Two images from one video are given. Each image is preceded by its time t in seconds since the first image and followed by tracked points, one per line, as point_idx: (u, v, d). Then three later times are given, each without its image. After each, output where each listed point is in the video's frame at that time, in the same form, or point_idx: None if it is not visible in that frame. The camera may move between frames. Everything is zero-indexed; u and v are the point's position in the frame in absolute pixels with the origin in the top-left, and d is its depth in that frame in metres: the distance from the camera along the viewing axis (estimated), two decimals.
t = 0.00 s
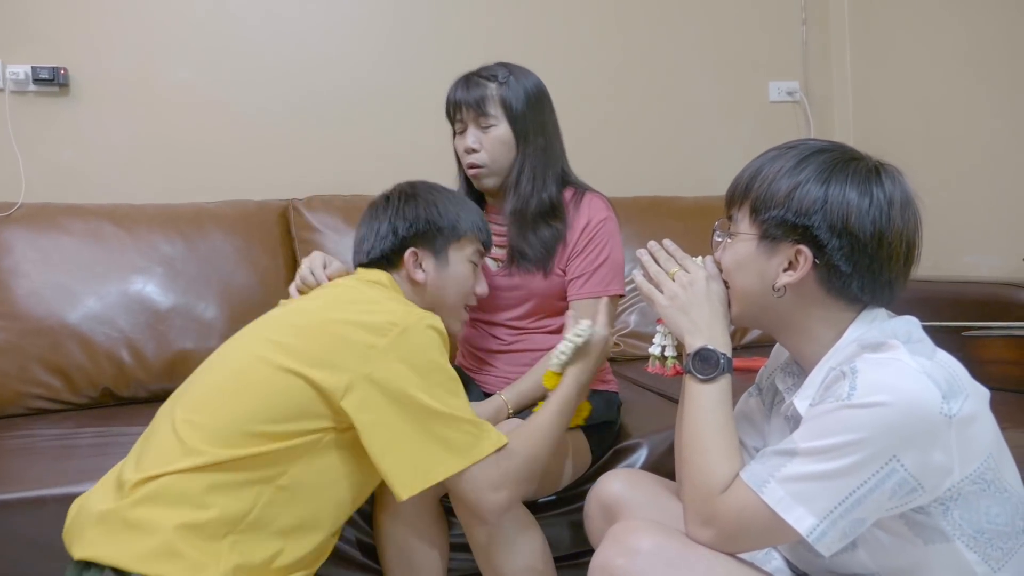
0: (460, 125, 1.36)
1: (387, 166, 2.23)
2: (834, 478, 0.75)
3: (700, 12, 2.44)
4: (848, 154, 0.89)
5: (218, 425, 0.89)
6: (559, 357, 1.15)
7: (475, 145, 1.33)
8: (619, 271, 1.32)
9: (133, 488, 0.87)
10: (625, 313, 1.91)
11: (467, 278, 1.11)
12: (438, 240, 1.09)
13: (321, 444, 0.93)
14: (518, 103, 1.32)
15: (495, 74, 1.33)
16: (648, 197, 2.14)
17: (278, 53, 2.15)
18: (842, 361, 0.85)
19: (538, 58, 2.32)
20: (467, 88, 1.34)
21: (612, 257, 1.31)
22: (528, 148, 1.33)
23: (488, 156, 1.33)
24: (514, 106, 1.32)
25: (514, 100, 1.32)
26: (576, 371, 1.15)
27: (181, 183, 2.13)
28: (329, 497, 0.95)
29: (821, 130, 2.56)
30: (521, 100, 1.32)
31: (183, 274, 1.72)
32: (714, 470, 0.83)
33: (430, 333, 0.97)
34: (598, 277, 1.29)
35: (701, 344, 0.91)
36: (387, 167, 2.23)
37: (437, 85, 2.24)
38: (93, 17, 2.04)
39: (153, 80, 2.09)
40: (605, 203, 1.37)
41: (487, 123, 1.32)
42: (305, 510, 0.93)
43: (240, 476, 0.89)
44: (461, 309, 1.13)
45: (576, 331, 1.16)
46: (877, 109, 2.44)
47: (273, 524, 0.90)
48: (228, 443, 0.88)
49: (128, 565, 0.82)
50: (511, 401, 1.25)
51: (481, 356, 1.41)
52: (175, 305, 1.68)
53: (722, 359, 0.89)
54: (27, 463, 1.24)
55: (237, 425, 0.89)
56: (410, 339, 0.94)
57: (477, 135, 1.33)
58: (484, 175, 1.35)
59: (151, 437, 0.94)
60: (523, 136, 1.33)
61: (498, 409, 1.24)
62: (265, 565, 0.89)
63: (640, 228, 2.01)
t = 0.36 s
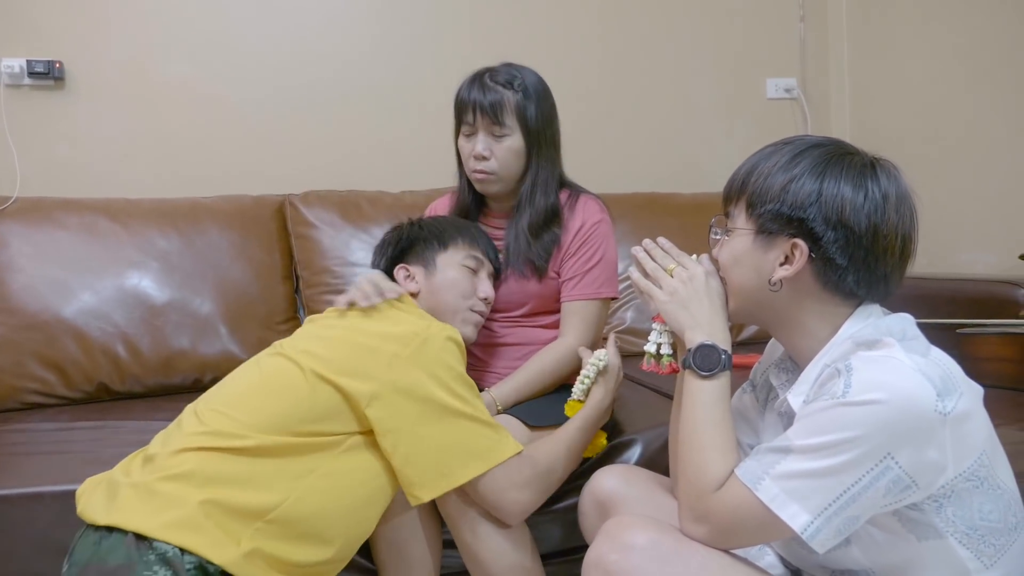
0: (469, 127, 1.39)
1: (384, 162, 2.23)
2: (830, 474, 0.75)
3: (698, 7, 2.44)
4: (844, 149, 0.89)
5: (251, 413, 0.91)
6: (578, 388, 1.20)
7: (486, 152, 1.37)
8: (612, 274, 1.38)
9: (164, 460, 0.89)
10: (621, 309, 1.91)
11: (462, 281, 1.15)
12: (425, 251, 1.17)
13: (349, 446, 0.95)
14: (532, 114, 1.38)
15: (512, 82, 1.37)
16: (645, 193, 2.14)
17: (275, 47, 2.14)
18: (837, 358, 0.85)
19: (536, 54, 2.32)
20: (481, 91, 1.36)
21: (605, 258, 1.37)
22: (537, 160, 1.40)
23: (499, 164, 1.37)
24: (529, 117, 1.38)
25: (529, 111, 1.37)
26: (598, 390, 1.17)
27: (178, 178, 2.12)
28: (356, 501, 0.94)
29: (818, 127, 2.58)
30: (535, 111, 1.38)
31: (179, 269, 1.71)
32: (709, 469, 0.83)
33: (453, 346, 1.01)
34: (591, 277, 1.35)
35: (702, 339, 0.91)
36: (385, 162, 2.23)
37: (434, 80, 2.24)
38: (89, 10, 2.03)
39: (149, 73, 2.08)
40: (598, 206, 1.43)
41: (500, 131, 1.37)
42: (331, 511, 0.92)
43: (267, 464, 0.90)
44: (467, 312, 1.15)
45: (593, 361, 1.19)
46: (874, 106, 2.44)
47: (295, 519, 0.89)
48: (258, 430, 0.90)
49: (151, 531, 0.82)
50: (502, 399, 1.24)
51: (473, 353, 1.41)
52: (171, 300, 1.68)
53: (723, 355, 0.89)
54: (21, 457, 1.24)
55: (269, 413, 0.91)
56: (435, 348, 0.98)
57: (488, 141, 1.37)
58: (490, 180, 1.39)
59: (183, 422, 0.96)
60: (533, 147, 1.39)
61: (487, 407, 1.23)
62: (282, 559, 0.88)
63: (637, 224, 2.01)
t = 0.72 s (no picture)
0: (456, 124, 1.39)
1: (381, 159, 2.22)
2: (829, 474, 0.75)
3: (695, 6, 2.44)
4: (842, 146, 0.89)
5: (278, 412, 0.92)
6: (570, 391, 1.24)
7: (474, 149, 1.37)
8: (600, 269, 1.38)
9: (189, 452, 0.89)
10: (619, 308, 1.92)
11: (477, 288, 1.17)
12: (439, 257, 1.18)
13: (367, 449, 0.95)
14: (518, 108, 1.38)
15: (498, 77, 1.37)
16: (643, 192, 2.14)
17: (272, 43, 2.14)
18: (835, 357, 0.85)
19: (534, 52, 2.31)
20: (468, 86, 1.36)
21: (593, 252, 1.37)
22: (523, 156, 1.40)
23: (487, 160, 1.38)
24: (516, 113, 1.38)
25: (516, 108, 1.38)
26: (588, 396, 1.23)
27: (175, 175, 2.12)
28: (374, 512, 0.94)
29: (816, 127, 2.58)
30: (521, 106, 1.38)
31: (176, 266, 1.71)
32: (708, 468, 0.83)
33: (474, 368, 1.02)
34: (579, 273, 1.35)
35: (701, 338, 0.91)
36: (383, 160, 2.23)
37: (432, 78, 2.24)
38: (86, 7, 2.03)
39: (146, 70, 2.07)
40: (584, 199, 1.44)
41: (487, 127, 1.37)
42: (350, 520, 0.92)
43: (289, 465, 0.90)
44: (482, 316, 1.19)
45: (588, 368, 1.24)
46: (871, 105, 2.45)
47: (313, 525, 0.89)
48: (282, 431, 0.91)
49: (174, 514, 0.84)
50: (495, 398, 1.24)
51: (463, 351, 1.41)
52: (168, 297, 1.68)
53: (723, 354, 0.88)
54: (18, 454, 1.23)
55: (296, 414, 0.92)
56: (461, 366, 0.99)
57: (476, 138, 1.37)
58: (478, 176, 1.39)
59: (208, 415, 0.96)
60: (520, 144, 1.40)
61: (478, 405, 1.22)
62: (297, 562, 0.88)
63: (635, 223, 2.01)
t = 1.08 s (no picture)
0: (460, 128, 1.40)
1: (381, 164, 2.23)
2: (829, 479, 0.75)
3: (693, 11, 2.45)
4: (843, 150, 0.89)
5: (281, 414, 0.91)
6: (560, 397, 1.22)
7: (478, 153, 1.37)
8: (597, 272, 1.38)
9: (194, 454, 0.89)
10: (619, 313, 1.92)
11: (481, 293, 1.17)
12: (445, 262, 1.16)
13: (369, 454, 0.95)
14: (522, 116, 1.39)
15: (503, 83, 1.37)
16: (643, 197, 2.14)
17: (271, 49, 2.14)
18: (835, 362, 0.85)
19: (534, 56, 2.32)
20: (475, 92, 1.37)
21: (590, 255, 1.37)
22: (527, 161, 1.41)
23: (491, 164, 1.38)
24: (521, 119, 1.38)
25: (521, 114, 1.38)
26: (578, 402, 1.21)
27: (174, 180, 2.12)
28: (377, 513, 0.95)
29: (814, 131, 2.59)
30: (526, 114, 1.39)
31: (176, 271, 1.71)
32: (707, 473, 0.83)
33: (478, 373, 1.02)
34: (575, 276, 1.35)
35: (698, 342, 0.91)
36: (383, 165, 2.23)
37: (432, 83, 2.24)
38: (87, 11, 2.03)
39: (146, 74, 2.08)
40: (582, 204, 1.44)
41: (492, 132, 1.38)
42: (352, 522, 0.92)
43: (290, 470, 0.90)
44: (486, 320, 1.19)
45: (576, 372, 1.22)
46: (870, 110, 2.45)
47: (317, 527, 0.89)
48: (284, 434, 0.90)
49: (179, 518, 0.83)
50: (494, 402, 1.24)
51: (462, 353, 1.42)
52: (167, 302, 1.68)
53: (720, 358, 0.88)
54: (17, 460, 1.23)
55: (300, 416, 0.91)
56: (464, 370, 0.99)
57: (480, 142, 1.38)
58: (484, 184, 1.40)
59: (212, 417, 0.96)
60: (523, 150, 1.40)
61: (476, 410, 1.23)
62: (300, 566, 0.88)
63: (635, 228, 2.01)
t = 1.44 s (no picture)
0: (444, 142, 1.39)
1: (361, 175, 2.23)
2: (803, 491, 0.76)
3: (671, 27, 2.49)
4: (821, 165, 0.91)
5: (255, 429, 0.91)
6: (542, 413, 1.21)
7: (462, 168, 1.37)
8: (577, 288, 1.39)
9: (166, 470, 0.88)
10: (598, 325, 1.92)
11: (460, 307, 1.16)
12: (426, 277, 1.16)
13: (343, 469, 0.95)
14: (507, 132, 1.39)
15: (489, 99, 1.38)
16: (622, 210, 2.16)
17: (250, 59, 2.13)
18: (809, 374, 0.86)
19: (513, 69, 2.33)
20: (461, 106, 1.37)
21: (570, 271, 1.38)
22: (510, 177, 1.41)
23: (474, 180, 1.38)
24: (505, 135, 1.39)
25: (505, 129, 1.39)
26: (558, 417, 1.21)
27: (150, 191, 2.10)
28: (350, 528, 0.94)
29: (790, 146, 2.63)
30: (511, 130, 1.39)
31: (150, 282, 1.69)
32: (682, 487, 0.83)
33: (455, 388, 1.02)
34: (556, 291, 1.36)
35: (673, 355, 0.91)
36: (363, 176, 2.23)
37: (412, 95, 2.25)
38: (62, 19, 2.01)
39: (122, 84, 2.06)
40: (563, 219, 1.45)
41: (477, 148, 1.38)
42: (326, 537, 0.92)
43: (264, 486, 0.90)
44: (465, 335, 1.19)
45: (557, 387, 1.21)
46: (844, 125, 2.50)
47: (289, 544, 0.88)
48: (258, 450, 0.90)
49: (149, 539, 0.82)
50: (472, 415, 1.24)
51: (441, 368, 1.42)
52: (142, 314, 1.66)
53: (694, 371, 0.89)
54: None
55: (274, 431, 0.90)
56: (441, 384, 0.99)
57: (464, 157, 1.38)
58: (465, 198, 1.40)
59: (185, 431, 0.95)
60: (507, 165, 1.41)
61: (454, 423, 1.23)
62: None
63: (614, 240, 2.02)
